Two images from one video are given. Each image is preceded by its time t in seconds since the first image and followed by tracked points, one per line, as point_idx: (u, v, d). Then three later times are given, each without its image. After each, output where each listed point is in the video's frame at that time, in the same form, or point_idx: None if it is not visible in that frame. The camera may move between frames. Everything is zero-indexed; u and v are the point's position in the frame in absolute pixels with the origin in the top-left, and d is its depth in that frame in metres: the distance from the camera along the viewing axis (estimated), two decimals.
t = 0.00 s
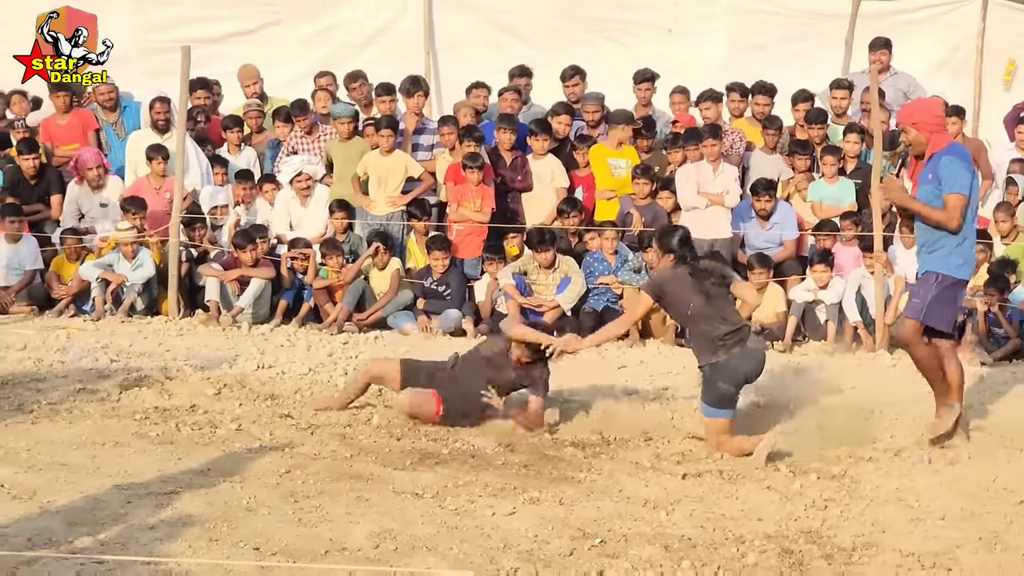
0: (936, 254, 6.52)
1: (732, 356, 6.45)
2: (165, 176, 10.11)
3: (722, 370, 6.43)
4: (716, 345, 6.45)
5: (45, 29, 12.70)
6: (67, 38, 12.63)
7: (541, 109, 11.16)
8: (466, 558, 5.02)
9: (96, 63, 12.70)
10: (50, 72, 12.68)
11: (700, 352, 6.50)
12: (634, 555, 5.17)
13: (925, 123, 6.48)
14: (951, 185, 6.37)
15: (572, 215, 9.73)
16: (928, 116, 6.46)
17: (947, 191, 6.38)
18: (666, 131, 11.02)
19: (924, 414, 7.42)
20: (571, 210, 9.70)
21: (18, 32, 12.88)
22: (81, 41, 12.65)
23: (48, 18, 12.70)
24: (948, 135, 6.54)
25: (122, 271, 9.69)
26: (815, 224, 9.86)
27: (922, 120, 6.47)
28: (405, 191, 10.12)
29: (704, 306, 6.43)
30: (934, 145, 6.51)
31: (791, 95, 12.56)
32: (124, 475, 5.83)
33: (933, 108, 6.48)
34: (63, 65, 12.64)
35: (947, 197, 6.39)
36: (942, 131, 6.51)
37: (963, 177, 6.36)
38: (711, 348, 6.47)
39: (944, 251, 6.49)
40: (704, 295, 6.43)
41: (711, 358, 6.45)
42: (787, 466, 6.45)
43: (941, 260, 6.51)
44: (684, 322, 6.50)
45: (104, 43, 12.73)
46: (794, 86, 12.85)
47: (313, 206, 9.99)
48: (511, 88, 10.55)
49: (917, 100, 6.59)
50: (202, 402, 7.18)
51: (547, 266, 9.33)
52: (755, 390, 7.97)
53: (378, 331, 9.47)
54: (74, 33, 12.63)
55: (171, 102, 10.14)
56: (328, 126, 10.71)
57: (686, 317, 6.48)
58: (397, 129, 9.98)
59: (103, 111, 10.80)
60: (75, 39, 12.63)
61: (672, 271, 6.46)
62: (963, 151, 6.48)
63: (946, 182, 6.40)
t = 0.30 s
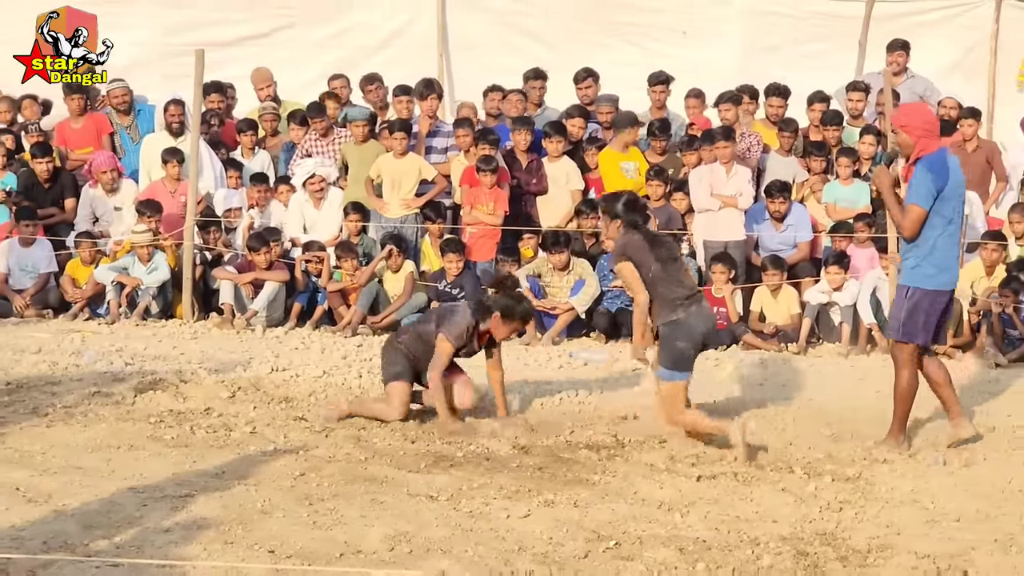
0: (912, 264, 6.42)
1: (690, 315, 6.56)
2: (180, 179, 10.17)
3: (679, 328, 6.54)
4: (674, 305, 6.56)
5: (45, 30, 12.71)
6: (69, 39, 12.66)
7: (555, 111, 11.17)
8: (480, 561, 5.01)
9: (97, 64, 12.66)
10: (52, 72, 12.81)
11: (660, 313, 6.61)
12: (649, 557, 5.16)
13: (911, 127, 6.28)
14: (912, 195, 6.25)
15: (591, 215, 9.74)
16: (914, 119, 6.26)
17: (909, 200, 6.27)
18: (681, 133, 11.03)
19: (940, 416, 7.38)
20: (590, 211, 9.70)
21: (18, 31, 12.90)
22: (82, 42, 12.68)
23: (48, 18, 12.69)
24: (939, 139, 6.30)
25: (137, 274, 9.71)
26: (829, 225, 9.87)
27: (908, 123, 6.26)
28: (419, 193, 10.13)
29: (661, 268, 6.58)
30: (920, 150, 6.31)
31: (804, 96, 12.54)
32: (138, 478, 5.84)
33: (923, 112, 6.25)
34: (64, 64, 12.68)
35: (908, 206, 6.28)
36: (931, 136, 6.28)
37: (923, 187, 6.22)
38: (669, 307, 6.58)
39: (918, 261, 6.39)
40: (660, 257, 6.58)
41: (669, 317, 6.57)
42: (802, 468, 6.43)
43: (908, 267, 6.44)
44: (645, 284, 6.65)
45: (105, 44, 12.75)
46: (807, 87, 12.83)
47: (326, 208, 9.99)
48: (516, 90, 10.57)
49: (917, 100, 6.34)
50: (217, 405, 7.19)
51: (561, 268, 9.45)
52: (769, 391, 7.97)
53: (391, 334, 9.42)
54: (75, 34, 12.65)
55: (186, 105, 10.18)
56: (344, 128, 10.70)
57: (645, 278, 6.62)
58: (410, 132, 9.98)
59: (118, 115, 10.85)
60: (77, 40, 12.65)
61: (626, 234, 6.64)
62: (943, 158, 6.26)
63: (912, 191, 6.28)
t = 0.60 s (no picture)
0: (915, 267, 6.45)
1: (618, 313, 6.34)
2: (198, 182, 10.17)
3: (609, 326, 6.32)
4: (604, 302, 6.33)
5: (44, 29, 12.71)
6: (68, 38, 12.69)
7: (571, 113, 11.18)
8: (497, 563, 5.01)
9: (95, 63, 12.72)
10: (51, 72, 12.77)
11: (586, 311, 6.35)
12: (666, 559, 5.14)
13: (909, 126, 6.32)
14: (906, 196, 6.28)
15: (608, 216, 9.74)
16: (910, 119, 6.31)
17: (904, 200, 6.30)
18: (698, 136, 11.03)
19: (959, 418, 7.33)
20: (608, 212, 9.70)
21: (17, 29, 12.91)
22: (81, 41, 12.70)
23: (47, 18, 12.72)
24: (937, 139, 6.32)
25: (154, 277, 9.76)
26: (845, 227, 9.79)
27: (907, 121, 6.32)
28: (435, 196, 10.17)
29: (587, 265, 6.30)
30: (918, 149, 6.34)
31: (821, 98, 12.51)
32: (156, 481, 5.85)
33: (920, 110, 6.31)
34: (63, 65, 12.73)
35: (904, 207, 6.30)
36: (929, 135, 6.31)
37: (918, 187, 6.24)
38: (597, 305, 6.34)
39: (921, 264, 6.42)
40: (586, 253, 6.30)
41: (599, 315, 6.34)
42: (818, 470, 6.40)
43: (911, 269, 6.47)
44: (567, 281, 6.34)
45: (104, 43, 12.79)
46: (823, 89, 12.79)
47: (342, 211, 9.97)
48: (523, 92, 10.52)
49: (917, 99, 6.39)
50: (234, 408, 7.21)
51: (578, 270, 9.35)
52: (785, 393, 7.95)
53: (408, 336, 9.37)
54: (74, 33, 12.67)
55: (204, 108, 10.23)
56: (361, 131, 10.76)
57: (569, 276, 6.31)
58: (426, 135, 10.02)
59: (134, 117, 10.89)
60: (76, 39, 12.68)
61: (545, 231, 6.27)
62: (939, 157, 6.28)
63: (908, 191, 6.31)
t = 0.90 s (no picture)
0: (929, 268, 6.40)
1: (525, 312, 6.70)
2: (220, 182, 10.22)
3: (523, 325, 6.65)
4: (510, 303, 6.69)
5: (44, 30, 12.93)
6: (67, 39, 12.94)
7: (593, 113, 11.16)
8: (518, 563, 5.00)
9: (94, 63, 12.97)
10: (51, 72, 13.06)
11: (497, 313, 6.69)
12: (688, 559, 5.12)
13: (934, 124, 6.28)
14: (926, 193, 6.24)
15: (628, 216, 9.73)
16: (936, 118, 6.28)
17: (923, 197, 6.25)
18: (721, 135, 10.95)
19: (982, 418, 7.29)
20: (627, 211, 9.71)
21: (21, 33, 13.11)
22: (81, 41, 12.94)
23: (48, 18, 12.91)
24: (960, 140, 6.30)
25: (175, 277, 9.78)
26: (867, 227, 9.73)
27: (933, 120, 6.28)
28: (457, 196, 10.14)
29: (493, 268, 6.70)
30: (942, 151, 6.30)
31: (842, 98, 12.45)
32: (179, 481, 5.87)
33: (946, 110, 6.28)
34: (63, 65, 13.03)
35: (922, 204, 6.26)
36: (953, 136, 6.29)
37: (943, 186, 6.20)
38: (506, 307, 6.69)
39: (936, 265, 6.37)
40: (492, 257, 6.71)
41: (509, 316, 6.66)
42: (840, 471, 6.36)
43: (924, 270, 6.42)
44: (475, 283, 6.68)
45: (103, 43, 12.95)
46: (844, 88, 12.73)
47: (364, 211, 9.97)
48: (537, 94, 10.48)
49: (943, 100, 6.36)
50: (255, 408, 7.22)
51: (597, 269, 9.45)
52: (806, 393, 7.91)
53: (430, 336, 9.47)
54: (73, 33, 12.93)
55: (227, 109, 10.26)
56: (382, 132, 10.76)
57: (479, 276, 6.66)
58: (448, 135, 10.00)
59: (157, 117, 10.92)
60: (75, 39, 12.93)
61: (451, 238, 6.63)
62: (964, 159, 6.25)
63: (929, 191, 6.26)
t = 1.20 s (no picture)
0: (948, 263, 6.34)
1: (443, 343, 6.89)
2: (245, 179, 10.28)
3: (442, 354, 6.88)
4: (431, 336, 6.82)
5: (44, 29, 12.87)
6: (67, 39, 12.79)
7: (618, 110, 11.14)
8: (545, 559, 4.99)
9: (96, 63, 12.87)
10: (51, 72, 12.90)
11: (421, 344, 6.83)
12: (714, 555, 5.10)
13: (977, 121, 6.14)
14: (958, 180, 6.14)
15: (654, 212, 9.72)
16: (979, 115, 6.14)
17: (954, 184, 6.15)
18: (747, 132, 11.00)
19: (1009, 415, 7.23)
20: (654, 207, 9.68)
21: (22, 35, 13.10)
22: (81, 41, 12.86)
23: (48, 17, 12.87)
24: (998, 140, 6.20)
25: (201, 275, 9.80)
26: (892, 224, 9.68)
27: (975, 117, 6.14)
28: (481, 193, 10.11)
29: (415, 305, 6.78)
30: (981, 149, 6.19)
31: (868, 93, 12.37)
32: (206, 478, 5.88)
33: (987, 108, 6.15)
34: (64, 65, 12.82)
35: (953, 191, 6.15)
36: (993, 135, 6.18)
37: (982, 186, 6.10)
38: (428, 339, 6.82)
39: (954, 261, 6.32)
40: (416, 290, 6.77)
41: (430, 348, 6.84)
42: (866, 467, 6.32)
43: (942, 263, 6.35)
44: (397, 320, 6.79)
45: (104, 43, 12.95)
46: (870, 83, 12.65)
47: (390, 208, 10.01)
48: (558, 92, 10.44)
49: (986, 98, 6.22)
50: (281, 404, 7.25)
51: (623, 266, 9.41)
52: (832, 389, 7.87)
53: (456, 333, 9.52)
54: (74, 33, 12.83)
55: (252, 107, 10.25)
56: (407, 129, 10.76)
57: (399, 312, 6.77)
58: (472, 131, 10.01)
59: (182, 115, 10.98)
60: (75, 39, 12.82)
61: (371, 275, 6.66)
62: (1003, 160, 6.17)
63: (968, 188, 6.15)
